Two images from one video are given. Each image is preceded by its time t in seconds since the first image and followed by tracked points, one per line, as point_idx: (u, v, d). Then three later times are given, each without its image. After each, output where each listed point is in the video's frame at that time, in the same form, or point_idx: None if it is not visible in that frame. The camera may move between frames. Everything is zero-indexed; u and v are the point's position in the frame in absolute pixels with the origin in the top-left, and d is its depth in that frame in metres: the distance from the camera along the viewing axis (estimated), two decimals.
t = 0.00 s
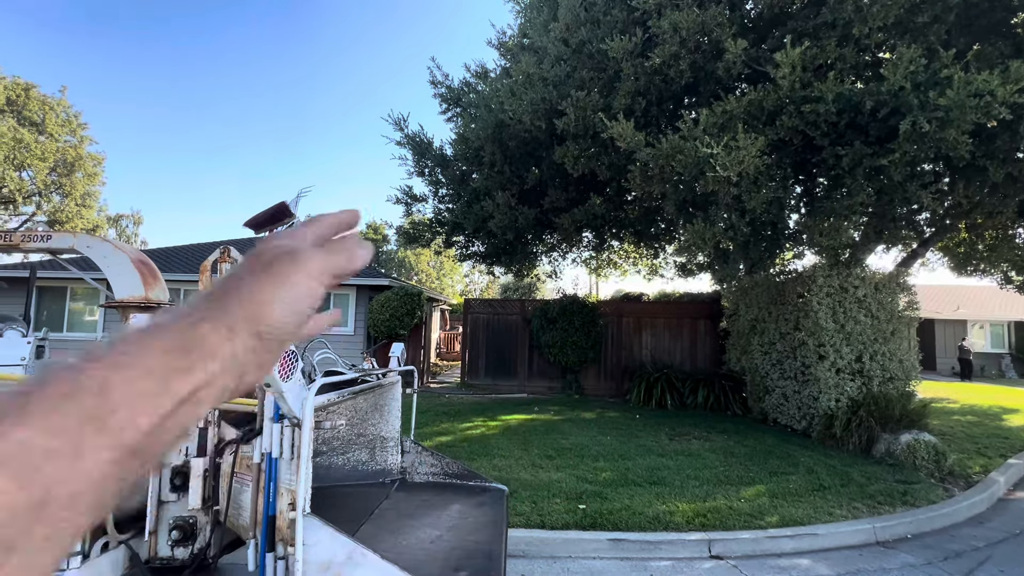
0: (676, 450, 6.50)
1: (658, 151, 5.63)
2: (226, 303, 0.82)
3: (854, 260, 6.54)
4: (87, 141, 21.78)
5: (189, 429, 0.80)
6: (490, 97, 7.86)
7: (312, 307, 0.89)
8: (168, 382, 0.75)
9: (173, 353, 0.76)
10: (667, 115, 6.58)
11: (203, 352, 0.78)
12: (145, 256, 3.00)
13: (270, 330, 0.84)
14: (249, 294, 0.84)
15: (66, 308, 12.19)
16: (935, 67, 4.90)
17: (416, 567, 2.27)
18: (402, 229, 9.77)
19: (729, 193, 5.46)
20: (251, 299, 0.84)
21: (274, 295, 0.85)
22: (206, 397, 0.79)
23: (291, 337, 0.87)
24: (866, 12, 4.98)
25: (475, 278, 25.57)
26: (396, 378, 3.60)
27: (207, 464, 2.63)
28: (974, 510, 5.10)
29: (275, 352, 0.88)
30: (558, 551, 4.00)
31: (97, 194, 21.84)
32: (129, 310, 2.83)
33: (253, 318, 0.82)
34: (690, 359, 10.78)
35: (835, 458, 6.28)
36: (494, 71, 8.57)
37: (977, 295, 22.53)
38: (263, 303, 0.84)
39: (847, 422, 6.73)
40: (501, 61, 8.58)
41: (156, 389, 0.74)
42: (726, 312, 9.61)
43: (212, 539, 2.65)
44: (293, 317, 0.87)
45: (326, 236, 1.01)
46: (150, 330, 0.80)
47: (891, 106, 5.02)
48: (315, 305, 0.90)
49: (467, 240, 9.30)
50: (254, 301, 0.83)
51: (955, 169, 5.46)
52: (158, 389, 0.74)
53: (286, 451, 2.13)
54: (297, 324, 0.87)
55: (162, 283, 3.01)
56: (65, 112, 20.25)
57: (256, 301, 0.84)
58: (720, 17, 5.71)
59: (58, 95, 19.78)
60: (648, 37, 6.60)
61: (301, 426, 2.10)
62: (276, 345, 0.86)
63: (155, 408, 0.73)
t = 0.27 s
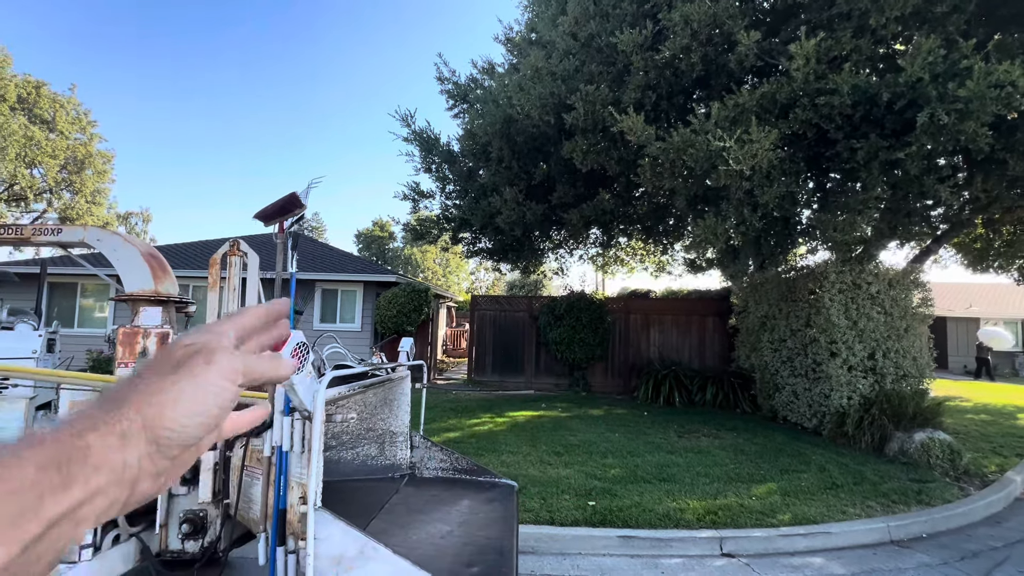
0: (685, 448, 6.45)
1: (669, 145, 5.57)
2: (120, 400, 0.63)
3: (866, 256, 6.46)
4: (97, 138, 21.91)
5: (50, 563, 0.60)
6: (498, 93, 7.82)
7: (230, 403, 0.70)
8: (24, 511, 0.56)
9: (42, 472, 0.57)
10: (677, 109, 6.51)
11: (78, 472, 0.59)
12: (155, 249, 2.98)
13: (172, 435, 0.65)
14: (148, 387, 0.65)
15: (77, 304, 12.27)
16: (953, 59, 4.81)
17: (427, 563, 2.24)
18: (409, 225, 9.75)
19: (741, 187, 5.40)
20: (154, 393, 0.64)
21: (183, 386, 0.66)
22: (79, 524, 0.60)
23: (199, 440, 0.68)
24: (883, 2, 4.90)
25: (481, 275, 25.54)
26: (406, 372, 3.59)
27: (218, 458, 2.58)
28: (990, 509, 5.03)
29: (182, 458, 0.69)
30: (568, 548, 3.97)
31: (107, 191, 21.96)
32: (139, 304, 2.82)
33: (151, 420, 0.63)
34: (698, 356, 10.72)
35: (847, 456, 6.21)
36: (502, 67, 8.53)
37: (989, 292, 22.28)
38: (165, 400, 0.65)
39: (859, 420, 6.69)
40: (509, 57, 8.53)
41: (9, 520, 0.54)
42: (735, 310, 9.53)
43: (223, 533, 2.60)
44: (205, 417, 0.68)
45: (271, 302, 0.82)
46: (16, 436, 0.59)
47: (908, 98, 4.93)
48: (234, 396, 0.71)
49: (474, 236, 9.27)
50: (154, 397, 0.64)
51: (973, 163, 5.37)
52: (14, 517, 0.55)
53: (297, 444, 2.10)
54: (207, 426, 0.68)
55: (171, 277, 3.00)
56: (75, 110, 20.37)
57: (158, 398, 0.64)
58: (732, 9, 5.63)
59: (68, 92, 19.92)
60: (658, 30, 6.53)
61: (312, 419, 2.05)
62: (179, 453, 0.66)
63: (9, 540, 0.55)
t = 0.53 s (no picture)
0: (691, 447, 6.42)
1: (675, 143, 5.54)
2: (207, 403, 0.73)
3: (875, 254, 6.41)
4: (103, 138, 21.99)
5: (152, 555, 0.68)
6: (503, 90, 7.79)
7: (302, 400, 0.78)
8: (133, 502, 0.65)
9: (144, 469, 0.67)
10: (683, 107, 6.48)
11: (176, 467, 0.68)
12: (161, 248, 2.99)
13: (253, 432, 0.73)
14: (231, 391, 0.74)
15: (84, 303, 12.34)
16: (964, 54, 4.75)
17: (434, 561, 2.23)
18: (414, 223, 9.74)
19: (749, 185, 5.37)
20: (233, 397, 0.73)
21: (260, 389, 0.75)
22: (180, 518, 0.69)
23: (277, 438, 0.77)
24: None
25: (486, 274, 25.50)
26: (412, 370, 3.50)
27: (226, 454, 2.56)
28: (1001, 510, 4.98)
29: (262, 456, 0.77)
30: (574, 547, 3.95)
31: (114, 190, 22.02)
32: (146, 302, 2.83)
33: (235, 417, 0.72)
34: (704, 355, 10.67)
35: (854, 456, 6.17)
36: (507, 64, 8.50)
37: (999, 291, 22.04)
38: (244, 401, 0.74)
39: (867, 420, 6.65)
40: (514, 54, 8.51)
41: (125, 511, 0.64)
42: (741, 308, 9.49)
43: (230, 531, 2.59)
44: (281, 414, 0.76)
45: (332, 299, 0.89)
46: (126, 439, 0.70)
47: (918, 95, 4.88)
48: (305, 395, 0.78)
49: (479, 234, 9.26)
50: (236, 399, 0.73)
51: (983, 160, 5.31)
52: (119, 514, 0.64)
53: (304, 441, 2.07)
54: (283, 423, 0.76)
55: (178, 275, 3.01)
56: (82, 109, 20.45)
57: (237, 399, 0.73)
58: (739, 5, 5.59)
59: (76, 93, 20.03)
60: (664, 27, 6.49)
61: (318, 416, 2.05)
62: (260, 450, 0.74)
63: (118, 533, 0.63)
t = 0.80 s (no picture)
0: (695, 449, 6.39)
1: (677, 144, 5.53)
2: (227, 391, 0.73)
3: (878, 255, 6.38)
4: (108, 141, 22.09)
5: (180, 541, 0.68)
6: (505, 92, 7.79)
7: (319, 386, 0.78)
8: (160, 486, 0.65)
9: (169, 454, 0.67)
10: (685, 108, 6.47)
11: (201, 451, 0.68)
12: (164, 250, 2.98)
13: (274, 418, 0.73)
14: (251, 377, 0.74)
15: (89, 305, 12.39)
16: (968, 53, 4.72)
17: (435, 564, 2.21)
18: (416, 225, 9.75)
19: (751, 186, 5.35)
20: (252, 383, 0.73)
21: (278, 375, 0.75)
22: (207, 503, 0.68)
23: (297, 424, 0.76)
24: None
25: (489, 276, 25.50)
26: (413, 372, 3.53)
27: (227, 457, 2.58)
28: (1008, 512, 4.94)
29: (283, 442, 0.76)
30: (577, 549, 3.94)
31: (119, 194, 22.12)
32: (149, 304, 2.83)
33: (255, 403, 0.72)
34: (707, 356, 10.64)
35: (859, 458, 6.13)
36: (509, 67, 8.51)
37: (1005, 292, 21.89)
38: (265, 386, 0.74)
39: (872, 422, 6.61)
40: (515, 57, 8.52)
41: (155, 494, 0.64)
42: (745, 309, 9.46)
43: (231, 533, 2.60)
44: (300, 400, 0.76)
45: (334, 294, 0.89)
46: (154, 424, 0.71)
47: (921, 94, 4.86)
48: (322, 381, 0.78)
49: (481, 236, 9.25)
50: (255, 384, 0.73)
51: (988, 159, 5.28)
52: (151, 495, 0.64)
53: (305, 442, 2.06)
54: (302, 408, 0.76)
55: (181, 277, 2.99)
56: (87, 113, 20.55)
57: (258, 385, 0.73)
58: (741, 6, 5.58)
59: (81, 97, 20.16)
60: (666, 28, 6.48)
61: (319, 418, 2.04)
62: (281, 436, 0.74)
63: (149, 513, 0.64)
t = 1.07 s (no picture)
0: (696, 453, 6.37)
1: (676, 147, 5.53)
2: (240, 407, 0.68)
3: (879, 257, 6.37)
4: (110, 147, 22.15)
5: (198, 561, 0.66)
6: (504, 97, 7.81)
7: (333, 404, 0.73)
8: (179, 508, 0.62)
9: (184, 475, 0.63)
10: (684, 112, 6.47)
11: (215, 475, 0.64)
12: (164, 257, 2.99)
13: (292, 439, 0.68)
14: (267, 395, 0.69)
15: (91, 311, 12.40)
16: (966, 56, 4.71)
17: (434, 570, 2.20)
18: (417, 229, 9.75)
19: (751, 189, 5.34)
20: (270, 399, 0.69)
21: (296, 393, 0.70)
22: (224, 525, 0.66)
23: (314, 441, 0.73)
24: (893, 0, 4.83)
25: (490, 279, 25.48)
26: (414, 376, 3.54)
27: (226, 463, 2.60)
28: (1012, 516, 4.91)
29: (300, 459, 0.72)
30: (578, 554, 3.92)
31: (120, 199, 22.14)
32: (149, 310, 2.83)
33: (272, 422, 0.67)
34: (709, 359, 10.62)
35: (862, 461, 6.10)
36: (508, 71, 8.53)
37: (1007, 293, 21.81)
38: (281, 405, 0.69)
39: (874, 424, 6.58)
40: (515, 61, 8.54)
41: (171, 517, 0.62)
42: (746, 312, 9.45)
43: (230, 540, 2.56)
44: (317, 416, 0.72)
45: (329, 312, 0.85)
46: (171, 444, 0.68)
47: (920, 97, 4.85)
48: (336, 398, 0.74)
49: (481, 240, 9.25)
50: (272, 403, 0.68)
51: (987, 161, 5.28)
52: (167, 519, 0.61)
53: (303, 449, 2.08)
54: (318, 425, 0.72)
55: (181, 283, 3.00)
56: (89, 119, 20.64)
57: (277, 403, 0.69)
58: (739, 9, 5.59)
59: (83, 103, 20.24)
60: (665, 32, 6.49)
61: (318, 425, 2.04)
62: (299, 454, 0.70)
63: (164, 539, 0.61)
